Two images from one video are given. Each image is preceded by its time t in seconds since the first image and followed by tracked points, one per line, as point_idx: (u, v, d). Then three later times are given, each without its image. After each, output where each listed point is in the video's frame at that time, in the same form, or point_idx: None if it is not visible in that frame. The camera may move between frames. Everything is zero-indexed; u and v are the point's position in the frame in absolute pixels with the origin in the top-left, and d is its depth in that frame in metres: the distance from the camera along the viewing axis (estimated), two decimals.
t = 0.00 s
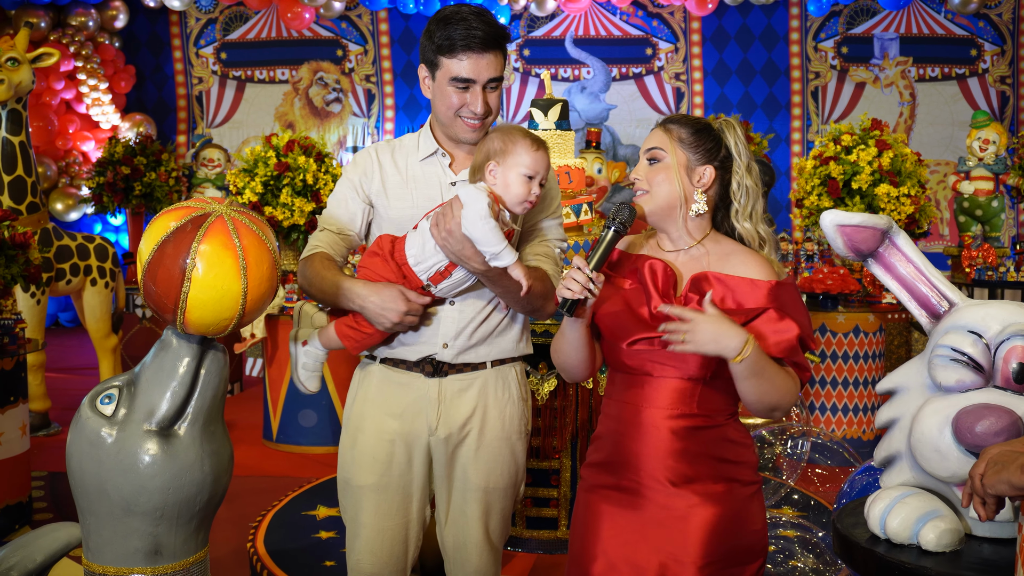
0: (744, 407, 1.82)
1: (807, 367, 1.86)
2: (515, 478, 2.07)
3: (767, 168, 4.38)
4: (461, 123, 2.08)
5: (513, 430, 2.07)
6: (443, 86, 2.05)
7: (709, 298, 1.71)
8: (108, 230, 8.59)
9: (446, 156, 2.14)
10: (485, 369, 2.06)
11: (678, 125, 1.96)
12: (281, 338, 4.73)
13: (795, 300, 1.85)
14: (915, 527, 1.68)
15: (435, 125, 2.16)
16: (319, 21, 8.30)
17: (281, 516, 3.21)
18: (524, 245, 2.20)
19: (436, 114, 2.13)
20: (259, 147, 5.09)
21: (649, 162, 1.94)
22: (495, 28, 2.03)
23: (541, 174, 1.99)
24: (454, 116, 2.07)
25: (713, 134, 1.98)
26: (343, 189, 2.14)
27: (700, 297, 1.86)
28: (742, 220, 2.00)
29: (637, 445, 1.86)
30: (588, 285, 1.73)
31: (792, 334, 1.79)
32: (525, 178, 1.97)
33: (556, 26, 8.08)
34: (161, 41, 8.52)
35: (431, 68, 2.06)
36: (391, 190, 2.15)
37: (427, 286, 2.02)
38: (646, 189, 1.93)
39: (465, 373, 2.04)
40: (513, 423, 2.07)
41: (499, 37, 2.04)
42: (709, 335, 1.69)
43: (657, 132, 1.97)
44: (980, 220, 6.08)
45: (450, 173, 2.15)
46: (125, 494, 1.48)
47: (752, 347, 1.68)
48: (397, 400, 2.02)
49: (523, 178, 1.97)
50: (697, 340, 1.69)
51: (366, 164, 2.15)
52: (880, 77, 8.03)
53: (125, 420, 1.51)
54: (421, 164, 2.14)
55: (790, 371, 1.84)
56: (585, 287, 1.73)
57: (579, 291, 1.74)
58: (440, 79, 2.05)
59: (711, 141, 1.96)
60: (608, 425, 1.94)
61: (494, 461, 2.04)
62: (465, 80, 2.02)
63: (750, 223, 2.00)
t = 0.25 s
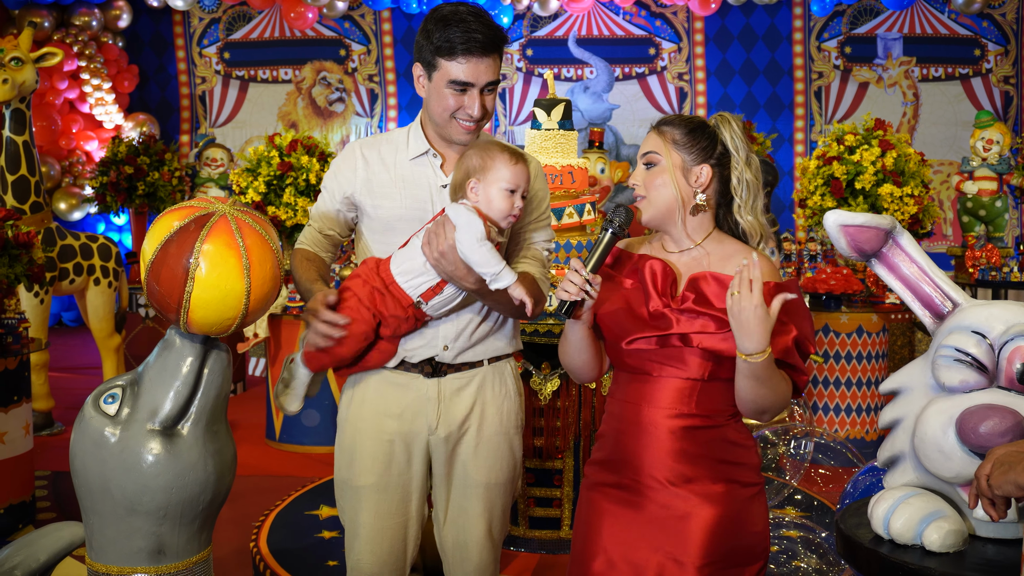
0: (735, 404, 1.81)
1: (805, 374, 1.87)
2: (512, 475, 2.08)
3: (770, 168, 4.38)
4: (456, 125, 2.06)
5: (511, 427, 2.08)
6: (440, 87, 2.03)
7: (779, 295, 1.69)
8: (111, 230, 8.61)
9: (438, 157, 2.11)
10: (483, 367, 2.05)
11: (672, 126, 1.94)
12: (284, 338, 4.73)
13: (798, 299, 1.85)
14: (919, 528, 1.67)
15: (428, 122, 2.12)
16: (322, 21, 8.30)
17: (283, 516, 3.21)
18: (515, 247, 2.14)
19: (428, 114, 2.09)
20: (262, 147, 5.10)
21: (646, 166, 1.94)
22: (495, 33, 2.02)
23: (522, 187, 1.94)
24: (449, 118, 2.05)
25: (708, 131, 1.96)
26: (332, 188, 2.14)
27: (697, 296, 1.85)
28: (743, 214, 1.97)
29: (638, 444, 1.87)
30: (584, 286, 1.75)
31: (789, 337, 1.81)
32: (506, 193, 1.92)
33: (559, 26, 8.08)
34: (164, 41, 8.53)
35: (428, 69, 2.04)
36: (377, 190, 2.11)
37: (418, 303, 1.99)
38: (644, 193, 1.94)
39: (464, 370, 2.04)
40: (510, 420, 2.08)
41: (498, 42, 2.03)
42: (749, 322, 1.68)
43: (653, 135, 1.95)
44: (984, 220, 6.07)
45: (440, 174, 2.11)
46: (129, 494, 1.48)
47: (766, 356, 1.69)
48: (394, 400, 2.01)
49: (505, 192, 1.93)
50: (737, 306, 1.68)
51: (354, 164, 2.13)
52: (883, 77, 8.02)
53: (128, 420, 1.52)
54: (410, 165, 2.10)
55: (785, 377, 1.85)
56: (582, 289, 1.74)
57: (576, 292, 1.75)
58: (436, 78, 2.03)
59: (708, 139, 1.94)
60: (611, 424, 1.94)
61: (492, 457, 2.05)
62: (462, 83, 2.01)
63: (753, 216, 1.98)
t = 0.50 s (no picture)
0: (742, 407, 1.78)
1: (813, 375, 1.86)
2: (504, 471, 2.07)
3: (774, 167, 4.37)
4: (437, 134, 2.00)
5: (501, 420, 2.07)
6: (422, 96, 1.97)
7: (748, 311, 1.67)
8: (114, 230, 8.61)
9: (421, 164, 2.07)
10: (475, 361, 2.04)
11: (672, 126, 1.94)
12: (286, 338, 4.73)
13: (803, 298, 1.85)
14: (923, 527, 1.67)
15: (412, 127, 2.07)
16: (325, 21, 8.31)
17: (286, 515, 3.21)
18: (494, 252, 2.14)
19: (411, 117, 2.05)
20: (264, 146, 5.10)
21: (648, 168, 1.94)
22: (481, 41, 1.95)
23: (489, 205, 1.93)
24: (429, 126, 1.99)
25: (710, 129, 1.96)
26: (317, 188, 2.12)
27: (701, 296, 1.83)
28: (745, 212, 1.97)
29: (642, 444, 1.87)
30: (585, 285, 1.76)
31: (791, 339, 1.80)
32: (473, 210, 1.91)
33: (562, 25, 8.07)
34: (167, 41, 8.54)
35: (411, 75, 1.98)
36: (362, 193, 2.08)
37: (413, 333, 1.93)
38: (647, 195, 1.94)
39: (454, 367, 2.02)
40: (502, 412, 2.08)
41: (483, 51, 1.96)
42: (723, 342, 1.67)
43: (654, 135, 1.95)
44: (988, 220, 6.06)
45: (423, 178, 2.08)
46: (131, 492, 1.53)
47: (750, 372, 1.67)
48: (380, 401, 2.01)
49: (472, 210, 1.92)
50: (708, 331, 1.67)
51: (340, 164, 2.10)
52: (886, 77, 8.00)
53: (130, 418, 1.57)
54: (393, 168, 2.08)
55: (789, 378, 1.84)
56: (582, 288, 1.77)
57: (577, 290, 1.78)
58: (419, 86, 1.97)
59: (709, 138, 1.94)
60: (616, 423, 1.95)
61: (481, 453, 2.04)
62: (445, 95, 1.94)
63: (756, 214, 1.98)
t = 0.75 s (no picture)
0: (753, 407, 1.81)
1: (817, 373, 1.86)
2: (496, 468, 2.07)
3: (777, 167, 4.36)
4: (428, 173, 1.81)
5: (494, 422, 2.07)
6: (412, 138, 1.76)
7: (784, 302, 1.65)
8: (117, 229, 8.62)
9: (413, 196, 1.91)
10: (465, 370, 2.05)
11: (675, 127, 1.94)
12: (290, 337, 4.73)
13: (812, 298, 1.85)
14: (928, 527, 1.67)
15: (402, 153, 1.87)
16: (328, 21, 8.31)
17: (289, 515, 3.21)
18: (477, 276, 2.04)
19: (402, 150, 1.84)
20: (268, 146, 5.10)
21: (652, 169, 1.93)
22: (479, 86, 1.74)
23: (439, 253, 1.86)
24: (420, 166, 1.79)
25: (712, 128, 1.96)
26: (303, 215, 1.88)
27: (707, 296, 1.83)
28: (749, 210, 1.98)
29: (648, 443, 1.87)
30: (592, 287, 1.75)
31: (799, 338, 1.82)
32: (428, 263, 1.84)
33: (565, 25, 8.07)
34: (170, 41, 8.55)
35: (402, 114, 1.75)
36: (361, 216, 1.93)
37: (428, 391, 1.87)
38: (654, 197, 1.93)
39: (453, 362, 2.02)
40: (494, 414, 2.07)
41: (482, 95, 1.75)
42: (758, 331, 1.64)
43: (656, 137, 1.95)
44: (991, 220, 6.05)
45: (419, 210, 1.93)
46: (135, 491, 1.68)
47: (779, 365, 1.67)
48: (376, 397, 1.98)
49: (426, 263, 1.84)
50: (744, 320, 1.64)
51: (332, 189, 1.89)
52: (889, 77, 8.00)
53: (135, 417, 1.72)
54: (385, 199, 1.91)
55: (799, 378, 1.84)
56: (590, 290, 1.75)
57: (584, 292, 1.76)
58: (408, 128, 1.75)
59: (711, 138, 1.94)
60: (621, 423, 1.95)
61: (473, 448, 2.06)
62: (437, 142, 1.73)
63: (759, 212, 1.98)
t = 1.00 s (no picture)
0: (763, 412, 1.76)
1: (829, 370, 1.85)
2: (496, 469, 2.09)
3: (780, 165, 4.35)
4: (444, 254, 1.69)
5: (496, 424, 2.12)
6: (426, 225, 1.61)
7: (764, 329, 1.66)
8: (120, 229, 8.63)
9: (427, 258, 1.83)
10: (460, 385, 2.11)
11: (671, 129, 1.93)
12: (293, 336, 4.72)
13: (819, 297, 1.85)
14: (933, 525, 1.67)
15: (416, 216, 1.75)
16: (331, 20, 8.32)
17: (293, 514, 3.21)
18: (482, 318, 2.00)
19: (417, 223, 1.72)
20: (272, 145, 5.11)
21: (652, 174, 1.92)
22: (502, 187, 1.57)
23: (421, 338, 1.65)
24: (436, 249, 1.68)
25: (708, 126, 1.95)
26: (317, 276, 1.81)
27: (718, 295, 1.87)
28: (749, 204, 1.97)
29: (655, 442, 1.87)
30: (604, 294, 1.77)
31: (810, 337, 1.81)
32: (410, 350, 1.62)
33: (568, 24, 8.07)
34: (173, 40, 8.56)
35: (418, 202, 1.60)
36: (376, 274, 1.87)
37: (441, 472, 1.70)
38: (656, 202, 1.92)
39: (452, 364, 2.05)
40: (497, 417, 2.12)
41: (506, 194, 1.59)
42: (745, 360, 1.65)
43: (650, 141, 1.94)
44: (996, 219, 6.04)
45: (431, 271, 1.85)
46: (140, 489, 1.69)
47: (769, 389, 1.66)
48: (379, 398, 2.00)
49: (409, 351, 1.63)
50: (726, 355, 1.65)
51: (348, 248, 1.81)
52: (893, 76, 7.99)
53: (139, 415, 1.73)
54: (399, 260, 1.85)
55: (807, 377, 1.84)
56: (602, 297, 1.77)
57: (596, 299, 1.78)
58: (421, 215, 1.60)
59: (710, 138, 1.93)
60: (629, 423, 1.95)
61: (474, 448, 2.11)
62: (452, 236, 1.60)
63: (758, 206, 1.98)
